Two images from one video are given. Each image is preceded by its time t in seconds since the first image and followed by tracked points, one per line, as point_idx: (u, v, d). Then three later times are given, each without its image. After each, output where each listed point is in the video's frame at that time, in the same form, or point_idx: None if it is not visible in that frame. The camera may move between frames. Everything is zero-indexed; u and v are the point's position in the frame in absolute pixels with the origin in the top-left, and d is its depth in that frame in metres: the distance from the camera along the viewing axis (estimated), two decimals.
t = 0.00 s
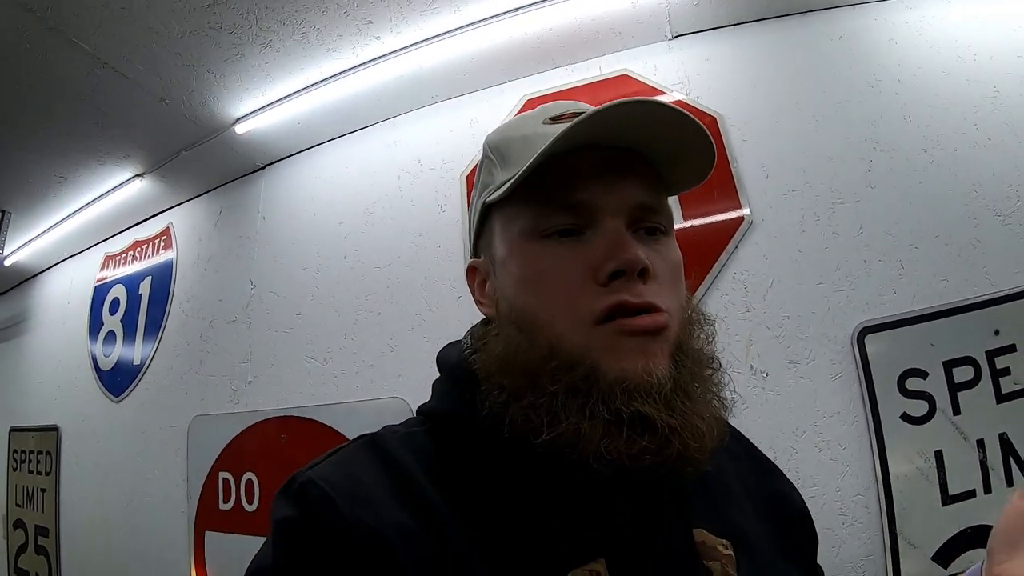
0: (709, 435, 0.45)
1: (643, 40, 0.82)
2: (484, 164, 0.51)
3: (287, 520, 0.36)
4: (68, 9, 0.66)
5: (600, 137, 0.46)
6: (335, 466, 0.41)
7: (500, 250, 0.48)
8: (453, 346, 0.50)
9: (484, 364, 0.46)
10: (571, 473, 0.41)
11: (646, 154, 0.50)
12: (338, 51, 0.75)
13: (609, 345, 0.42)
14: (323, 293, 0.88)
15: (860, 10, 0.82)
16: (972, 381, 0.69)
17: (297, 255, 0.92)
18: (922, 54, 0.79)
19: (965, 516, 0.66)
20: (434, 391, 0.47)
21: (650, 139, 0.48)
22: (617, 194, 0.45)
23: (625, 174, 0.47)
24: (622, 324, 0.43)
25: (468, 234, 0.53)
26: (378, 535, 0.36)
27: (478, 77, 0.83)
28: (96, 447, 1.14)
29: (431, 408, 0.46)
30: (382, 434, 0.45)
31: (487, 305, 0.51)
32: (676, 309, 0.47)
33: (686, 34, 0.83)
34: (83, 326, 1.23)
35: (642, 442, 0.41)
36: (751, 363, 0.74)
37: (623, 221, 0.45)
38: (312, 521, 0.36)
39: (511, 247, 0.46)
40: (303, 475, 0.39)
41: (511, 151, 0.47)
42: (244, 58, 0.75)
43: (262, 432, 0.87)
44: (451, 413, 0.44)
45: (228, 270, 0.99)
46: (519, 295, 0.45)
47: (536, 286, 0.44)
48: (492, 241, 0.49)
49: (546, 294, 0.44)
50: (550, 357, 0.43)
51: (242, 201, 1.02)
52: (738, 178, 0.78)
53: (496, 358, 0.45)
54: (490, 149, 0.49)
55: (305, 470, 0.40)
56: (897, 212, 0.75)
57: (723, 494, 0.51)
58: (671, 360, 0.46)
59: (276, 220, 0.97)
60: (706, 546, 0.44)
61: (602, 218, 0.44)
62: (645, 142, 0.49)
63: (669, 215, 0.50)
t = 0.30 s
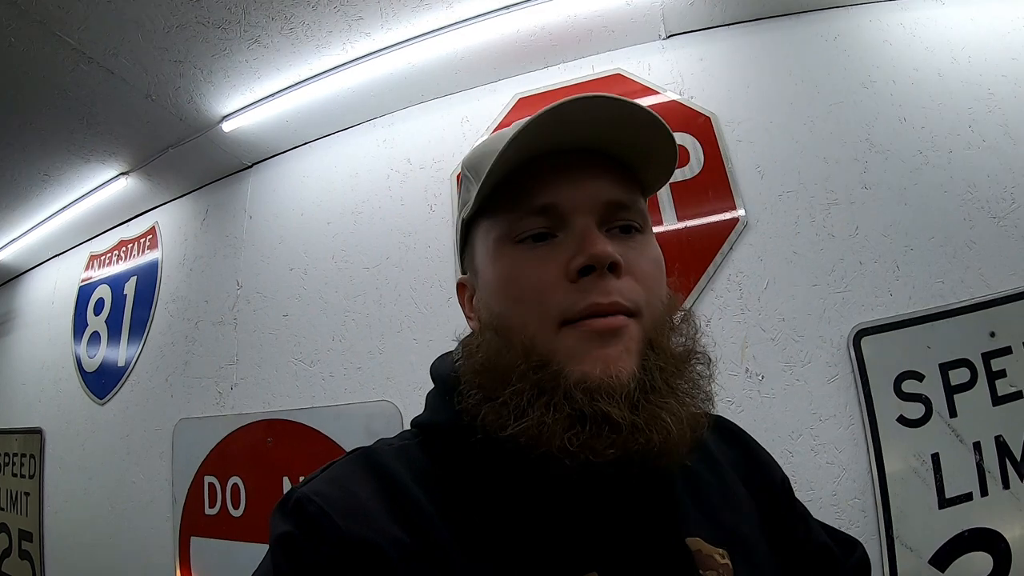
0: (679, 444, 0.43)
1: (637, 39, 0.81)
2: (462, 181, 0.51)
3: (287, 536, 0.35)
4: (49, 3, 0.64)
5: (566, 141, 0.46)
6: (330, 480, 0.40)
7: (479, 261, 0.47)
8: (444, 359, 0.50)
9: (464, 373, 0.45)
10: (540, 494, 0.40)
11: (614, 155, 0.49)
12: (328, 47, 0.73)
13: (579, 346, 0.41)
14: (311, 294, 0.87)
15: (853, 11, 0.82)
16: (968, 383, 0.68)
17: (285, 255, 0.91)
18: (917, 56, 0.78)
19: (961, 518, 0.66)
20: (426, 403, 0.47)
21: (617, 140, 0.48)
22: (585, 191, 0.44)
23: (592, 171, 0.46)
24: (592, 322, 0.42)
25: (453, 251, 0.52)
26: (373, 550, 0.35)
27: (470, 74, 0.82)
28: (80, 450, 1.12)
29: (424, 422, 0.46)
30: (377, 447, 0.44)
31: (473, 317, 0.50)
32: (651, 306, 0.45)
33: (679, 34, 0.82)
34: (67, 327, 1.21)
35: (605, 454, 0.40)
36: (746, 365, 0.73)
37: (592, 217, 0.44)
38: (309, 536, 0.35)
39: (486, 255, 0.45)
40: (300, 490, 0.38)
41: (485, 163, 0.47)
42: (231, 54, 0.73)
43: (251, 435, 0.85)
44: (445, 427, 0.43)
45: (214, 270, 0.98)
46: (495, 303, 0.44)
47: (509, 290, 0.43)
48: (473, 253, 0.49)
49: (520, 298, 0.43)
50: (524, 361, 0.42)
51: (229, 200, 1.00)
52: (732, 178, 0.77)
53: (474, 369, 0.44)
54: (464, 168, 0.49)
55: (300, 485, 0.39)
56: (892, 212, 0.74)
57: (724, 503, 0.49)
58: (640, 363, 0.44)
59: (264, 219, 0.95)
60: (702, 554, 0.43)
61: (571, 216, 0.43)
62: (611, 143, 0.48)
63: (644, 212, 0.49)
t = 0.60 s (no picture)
0: (688, 437, 0.43)
1: (637, 38, 0.81)
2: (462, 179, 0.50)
3: (295, 535, 0.36)
4: None
5: (571, 140, 0.45)
6: (337, 481, 0.41)
7: (482, 260, 0.46)
8: (448, 357, 0.49)
9: (471, 375, 0.45)
10: (551, 491, 0.39)
11: (618, 154, 0.48)
12: (327, 43, 0.72)
13: (586, 348, 0.41)
14: (307, 291, 0.86)
15: (853, 13, 0.82)
16: (964, 383, 0.68)
17: (281, 252, 0.90)
18: (915, 59, 0.79)
19: (957, 517, 0.66)
20: (430, 403, 0.47)
21: (621, 140, 0.47)
22: (591, 193, 0.44)
23: (597, 171, 0.45)
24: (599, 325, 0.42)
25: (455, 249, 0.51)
26: (378, 545, 0.36)
27: (469, 72, 0.81)
28: (72, 447, 1.10)
29: (429, 421, 0.46)
30: (382, 448, 0.45)
31: (475, 316, 0.49)
32: (657, 306, 0.45)
33: (679, 33, 0.82)
34: (59, 323, 1.20)
35: (617, 447, 0.40)
36: (744, 365, 0.73)
37: (599, 218, 0.44)
38: (317, 535, 0.36)
39: (491, 256, 0.45)
40: (307, 491, 0.39)
41: (487, 162, 0.46)
42: (229, 48, 0.72)
43: (246, 433, 0.84)
44: (453, 428, 0.44)
45: (209, 267, 0.97)
46: (500, 304, 0.44)
47: (514, 291, 0.43)
48: (476, 251, 0.48)
49: (528, 300, 0.42)
50: (531, 364, 0.42)
51: (225, 196, 0.99)
52: (731, 178, 0.77)
53: (481, 369, 0.44)
54: (466, 166, 0.48)
55: (308, 487, 0.41)
56: (890, 213, 0.74)
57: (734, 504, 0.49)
58: (648, 364, 0.44)
59: (260, 216, 0.94)
60: (707, 551, 0.43)
61: (578, 218, 0.43)
62: (615, 142, 0.47)
63: (648, 212, 0.49)
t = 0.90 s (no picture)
0: (676, 443, 0.43)
1: (633, 42, 0.81)
2: (454, 182, 0.49)
3: (284, 538, 0.36)
4: None
5: (561, 146, 0.45)
6: (327, 484, 0.41)
7: (473, 265, 0.46)
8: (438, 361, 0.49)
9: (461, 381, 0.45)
10: (539, 495, 0.39)
11: (608, 160, 0.48)
12: (323, 42, 0.72)
13: (575, 358, 0.41)
14: (300, 291, 0.86)
15: (850, 19, 0.82)
16: (957, 389, 0.69)
17: (275, 251, 0.90)
18: (911, 65, 0.79)
19: (950, 523, 0.66)
20: (423, 406, 0.47)
21: (612, 146, 0.47)
22: (582, 200, 0.44)
23: (588, 178, 0.45)
24: (588, 335, 0.42)
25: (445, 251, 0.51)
26: (368, 549, 0.36)
27: (466, 73, 0.81)
28: (62, 445, 1.10)
29: (420, 425, 0.45)
30: (373, 452, 0.45)
31: (465, 321, 0.49)
32: (647, 313, 0.45)
33: (676, 37, 0.82)
34: (50, 320, 1.19)
35: (605, 453, 0.39)
36: (738, 369, 0.73)
37: (589, 226, 0.43)
38: (307, 537, 0.36)
39: (481, 261, 0.44)
40: (299, 493, 0.39)
41: (479, 167, 0.45)
42: (225, 46, 0.72)
43: (237, 433, 0.84)
44: (443, 432, 0.43)
45: (202, 265, 0.96)
46: (490, 311, 0.44)
47: (504, 298, 0.43)
48: (466, 256, 0.48)
49: (517, 308, 0.42)
50: (520, 372, 0.42)
51: (219, 195, 0.98)
52: (727, 182, 0.77)
53: (471, 375, 0.44)
54: (457, 169, 0.47)
55: (298, 489, 0.40)
56: (886, 218, 0.74)
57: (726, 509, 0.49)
58: (637, 370, 0.43)
59: (254, 215, 0.94)
60: (698, 556, 0.42)
61: (569, 225, 0.43)
62: (605, 147, 0.47)
63: (638, 219, 0.48)
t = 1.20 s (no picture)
0: (675, 451, 0.43)
1: (631, 44, 0.81)
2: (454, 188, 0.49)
3: (277, 536, 0.36)
4: None
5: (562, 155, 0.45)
6: (321, 483, 0.41)
7: (472, 272, 0.46)
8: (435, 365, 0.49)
9: (459, 388, 0.44)
10: (537, 498, 0.39)
11: (609, 169, 0.48)
12: (320, 41, 0.72)
13: (576, 366, 0.40)
14: (295, 292, 0.85)
15: (848, 22, 0.82)
16: (953, 394, 0.69)
17: (270, 251, 0.89)
18: (909, 69, 0.79)
19: (945, 527, 0.66)
20: (418, 407, 0.47)
21: (612, 156, 0.47)
22: (582, 208, 0.44)
23: (588, 187, 0.45)
24: (589, 343, 0.41)
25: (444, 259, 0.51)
26: (361, 547, 0.36)
27: (464, 74, 0.81)
28: (55, 445, 1.09)
29: (416, 426, 0.46)
30: (367, 451, 0.45)
31: (464, 327, 0.49)
32: (648, 322, 0.45)
33: (673, 39, 0.82)
34: (44, 319, 1.19)
35: (605, 459, 0.39)
36: (734, 372, 0.73)
37: (590, 234, 0.43)
38: (300, 536, 0.36)
39: (481, 269, 0.44)
40: (292, 491, 0.39)
41: (478, 174, 0.45)
42: (221, 45, 0.71)
43: (232, 434, 0.84)
44: (442, 435, 0.43)
45: (197, 265, 0.96)
46: (490, 319, 0.43)
47: (505, 307, 0.42)
48: (465, 263, 0.47)
49: (518, 316, 0.42)
50: (520, 381, 0.41)
51: (214, 194, 0.98)
52: (723, 185, 0.76)
53: (470, 383, 0.44)
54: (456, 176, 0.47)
55: (292, 487, 0.40)
56: (883, 222, 0.74)
57: (723, 512, 0.49)
58: (637, 379, 0.43)
59: (250, 214, 0.93)
60: (692, 558, 0.43)
61: (569, 234, 0.43)
62: (606, 157, 0.47)
63: (638, 227, 0.48)
